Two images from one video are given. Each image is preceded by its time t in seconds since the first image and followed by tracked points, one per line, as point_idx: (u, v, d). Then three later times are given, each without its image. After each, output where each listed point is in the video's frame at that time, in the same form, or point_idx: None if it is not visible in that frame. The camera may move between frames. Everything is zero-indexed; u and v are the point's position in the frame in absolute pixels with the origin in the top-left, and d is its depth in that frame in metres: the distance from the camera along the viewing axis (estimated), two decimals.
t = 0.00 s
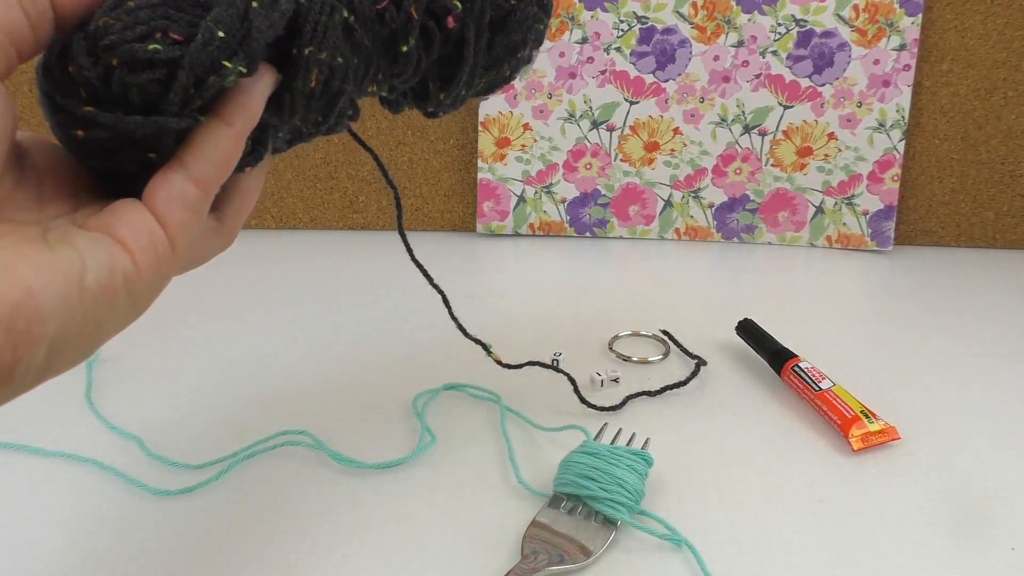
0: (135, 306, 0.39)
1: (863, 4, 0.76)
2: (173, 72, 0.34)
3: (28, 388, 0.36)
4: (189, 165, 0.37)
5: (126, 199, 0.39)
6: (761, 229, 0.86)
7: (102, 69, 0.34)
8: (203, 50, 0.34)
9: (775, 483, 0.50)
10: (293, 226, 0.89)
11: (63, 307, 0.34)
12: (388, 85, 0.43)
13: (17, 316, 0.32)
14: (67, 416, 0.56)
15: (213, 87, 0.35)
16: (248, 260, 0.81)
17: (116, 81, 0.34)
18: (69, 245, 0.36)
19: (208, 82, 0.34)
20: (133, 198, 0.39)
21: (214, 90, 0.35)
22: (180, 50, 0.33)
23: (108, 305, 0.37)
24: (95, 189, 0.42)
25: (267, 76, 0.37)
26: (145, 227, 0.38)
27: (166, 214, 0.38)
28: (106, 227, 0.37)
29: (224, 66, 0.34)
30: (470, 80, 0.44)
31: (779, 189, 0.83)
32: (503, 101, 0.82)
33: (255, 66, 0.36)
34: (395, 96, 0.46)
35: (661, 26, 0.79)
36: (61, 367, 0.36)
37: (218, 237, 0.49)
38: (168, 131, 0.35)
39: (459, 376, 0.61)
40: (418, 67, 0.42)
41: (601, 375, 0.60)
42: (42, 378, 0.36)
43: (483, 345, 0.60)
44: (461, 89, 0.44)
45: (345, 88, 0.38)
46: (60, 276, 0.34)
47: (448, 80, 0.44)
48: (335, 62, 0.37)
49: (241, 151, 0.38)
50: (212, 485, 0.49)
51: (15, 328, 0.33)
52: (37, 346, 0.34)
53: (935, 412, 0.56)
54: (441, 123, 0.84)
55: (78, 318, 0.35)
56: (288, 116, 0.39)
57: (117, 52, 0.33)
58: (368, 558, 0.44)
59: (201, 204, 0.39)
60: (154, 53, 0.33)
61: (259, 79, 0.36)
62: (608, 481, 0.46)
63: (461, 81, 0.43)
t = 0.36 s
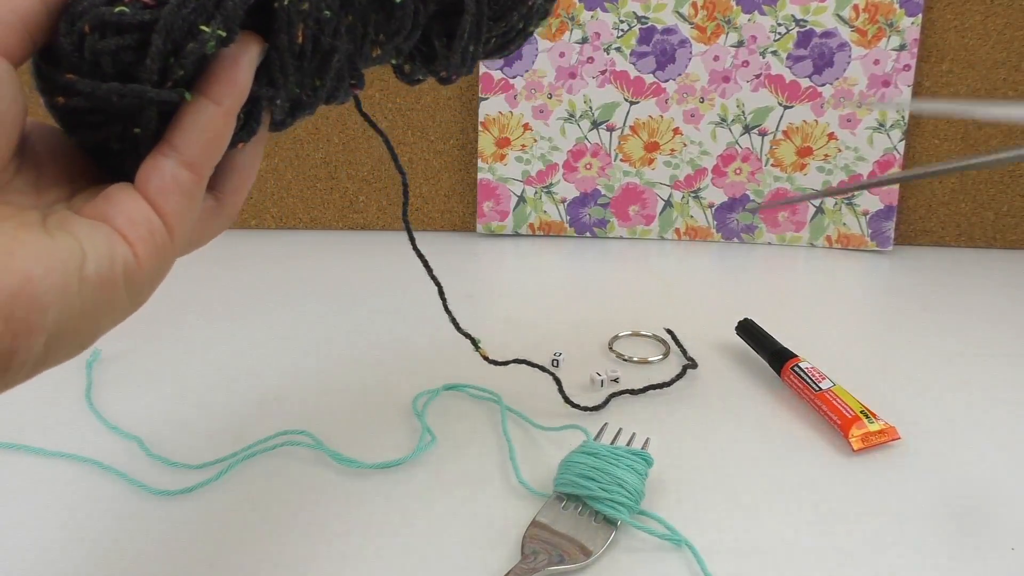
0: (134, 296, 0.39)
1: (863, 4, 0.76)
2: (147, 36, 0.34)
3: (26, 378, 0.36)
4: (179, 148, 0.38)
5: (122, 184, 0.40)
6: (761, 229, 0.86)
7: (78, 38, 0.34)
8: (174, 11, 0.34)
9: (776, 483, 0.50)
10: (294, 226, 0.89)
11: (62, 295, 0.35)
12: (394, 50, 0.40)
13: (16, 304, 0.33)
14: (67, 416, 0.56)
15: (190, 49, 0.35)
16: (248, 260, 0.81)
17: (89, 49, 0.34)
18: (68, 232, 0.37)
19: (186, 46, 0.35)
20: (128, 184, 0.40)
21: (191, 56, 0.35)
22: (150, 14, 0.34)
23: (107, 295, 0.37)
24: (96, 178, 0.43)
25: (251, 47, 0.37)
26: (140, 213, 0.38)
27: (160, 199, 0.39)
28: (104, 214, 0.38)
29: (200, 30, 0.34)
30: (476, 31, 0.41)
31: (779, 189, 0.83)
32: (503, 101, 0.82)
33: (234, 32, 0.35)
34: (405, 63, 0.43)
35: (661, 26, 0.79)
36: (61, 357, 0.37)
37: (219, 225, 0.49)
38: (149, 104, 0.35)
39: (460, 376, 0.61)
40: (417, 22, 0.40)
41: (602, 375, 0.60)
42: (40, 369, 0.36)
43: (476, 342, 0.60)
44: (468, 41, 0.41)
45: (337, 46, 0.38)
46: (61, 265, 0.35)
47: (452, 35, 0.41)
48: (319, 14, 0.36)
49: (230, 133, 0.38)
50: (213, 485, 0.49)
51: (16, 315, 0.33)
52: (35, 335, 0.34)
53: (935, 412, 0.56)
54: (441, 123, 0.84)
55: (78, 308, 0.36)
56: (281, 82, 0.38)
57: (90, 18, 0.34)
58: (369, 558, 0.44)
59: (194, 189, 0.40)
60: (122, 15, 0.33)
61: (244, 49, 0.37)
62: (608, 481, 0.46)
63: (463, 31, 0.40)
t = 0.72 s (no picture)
0: (170, 301, 0.37)
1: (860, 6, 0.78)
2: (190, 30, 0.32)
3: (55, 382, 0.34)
4: (222, 149, 0.36)
5: (160, 182, 0.38)
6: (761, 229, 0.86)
7: (119, 29, 0.33)
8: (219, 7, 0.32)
9: (775, 482, 0.50)
10: (294, 226, 0.89)
11: (100, 301, 0.33)
12: (444, 52, 0.38)
13: (54, 309, 0.31)
14: (68, 416, 0.56)
15: (232, 46, 0.33)
16: (248, 259, 0.81)
17: (130, 41, 0.32)
18: (106, 234, 0.35)
19: (228, 41, 0.33)
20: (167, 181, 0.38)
21: (233, 52, 0.33)
22: (194, 7, 0.32)
23: (143, 301, 0.35)
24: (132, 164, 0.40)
25: (298, 50, 0.35)
26: (179, 215, 0.36)
27: (199, 201, 0.37)
28: (142, 214, 0.36)
29: (245, 26, 0.33)
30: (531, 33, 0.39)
31: (779, 189, 0.83)
32: (503, 101, 0.82)
33: (279, 28, 0.34)
34: (455, 65, 0.42)
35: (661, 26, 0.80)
36: (93, 361, 0.35)
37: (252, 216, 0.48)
38: (194, 103, 0.34)
39: (459, 377, 0.61)
40: (471, 24, 0.38)
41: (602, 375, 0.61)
42: (70, 373, 0.34)
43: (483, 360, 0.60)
44: (523, 44, 0.39)
45: (386, 46, 0.35)
46: (100, 270, 0.33)
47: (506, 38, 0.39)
48: (369, 12, 0.34)
49: (272, 134, 0.37)
50: (213, 485, 0.49)
51: (53, 320, 0.31)
52: (70, 341, 0.32)
53: (936, 412, 0.56)
54: (441, 123, 0.83)
55: (115, 313, 0.34)
56: (327, 82, 0.37)
57: (131, 9, 0.32)
58: (370, 558, 0.44)
59: (235, 190, 0.38)
60: (165, 8, 0.32)
61: (290, 49, 0.35)
62: (608, 481, 0.46)
63: (519, 34, 0.39)
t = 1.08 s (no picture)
0: (182, 318, 0.37)
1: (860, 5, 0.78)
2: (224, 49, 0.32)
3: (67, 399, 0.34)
4: (241, 174, 0.36)
5: (174, 198, 0.37)
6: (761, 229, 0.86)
7: (150, 42, 0.33)
8: (252, 27, 0.32)
9: (775, 482, 0.50)
10: (293, 226, 0.89)
11: (121, 323, 0.33)
12: (461, 64, 0.39)
13: (80, 333, 0.31)
14: (68, 416, 0.56)
15: (262, 66, 0.33)
16: (248, 259, 0.81)
17: (161, 56, 0.32)
18: (130, 255, 0.34)
19: (259, 62, 0.33)
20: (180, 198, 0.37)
21: (262, 71, 0.33)
22: (226, 26, 0.32)
23: (160, 321, 0.35)
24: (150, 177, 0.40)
25: (321, 77, 0.35)
26: (196, 236, 0.36)
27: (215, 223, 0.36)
28: (159, 233, 0.36)
29: (276, 46, 0.33)
30: (546, 50, 0.40)
31: (779, 189, 0.83)
32: (503, 101, 0.82)
33: (308, 50, 0.34)
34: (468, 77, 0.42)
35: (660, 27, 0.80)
36: (106, 379, 0.35)
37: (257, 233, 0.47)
38: (217, 118, 0.34)
39: (460, 377, 0.61)
40: (491, 38, 0.38)
41: (601, 375, 0.61)
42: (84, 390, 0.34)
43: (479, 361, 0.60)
44: (538, 60, 0.40)
45: (412, 62, 0.36)
46: (125, 294, 0.33)
47: (522, 52, 0.40)
48: (398, 30, 0.35)
49: (290, 160, 0.37)
50: (213, 485, 0.49)
51: (78, 342, 0.31)
52: (90, 361, 0.32)
53: (935, 412, 0.56)
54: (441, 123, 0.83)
55: (132, 333, 0.34)
56: (352, 99, 0.37)
57: (163, 25, 0.32)
58: (370, 558, 0.44)
59: (251, 216, 0.38)
60: (198, 26, 0.32)
61: (316, 70, 0.35)
62: (608, 481, 0.46)
63: (535, 50, 0.39)
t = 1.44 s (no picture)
0: (194, 325, 0.38)
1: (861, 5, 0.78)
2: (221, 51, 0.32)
3: (81, 404, 0.34)
4: (246, 179, 0.36)
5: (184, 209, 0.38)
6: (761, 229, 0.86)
7: (150, 54, 0.33)
8: (248, 28, 0.32)
9: (775, 482, 0.50)
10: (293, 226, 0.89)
11: (129, 325, 0.33)
12: (462, 64, 0.39)
13: (89, 333, 0.31)
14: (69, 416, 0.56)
15: (262, 67, 0.33)
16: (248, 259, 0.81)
17: (162, 63, 0.33)
18: (137, 261, 0.35)
19: (258, 63, 0.33)
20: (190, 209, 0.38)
21: (262, 73, 0.33)
22: (225, 29, 0.32)
23: (170, 326, 0.35)
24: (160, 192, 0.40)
25: (323, 79, 0.35)
26: (203, 243, 0.36)
27: (223, 230, 0.37)
28: (168, 242, 0.36)
29: (274, 46, 0.33)
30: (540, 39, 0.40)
31: (779, 189, 0.83)
32: (504, 101, 0.82)
33: (305, 48, 0.34)
34: (470, 81, 0.42)
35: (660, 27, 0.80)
36: (118, 384, 0.35)
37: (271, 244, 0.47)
38: (221, 123, 0.34)
39: (460, 376, 0.61)
40: (487, 32, 0.39)
41: (601, 375, 0.60)
42: (97, 395, 0.34)
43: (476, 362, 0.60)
44: (533, 49, 0.40)
45: (410, 59, 0.36)
46: (133, 296, 0.33)
47: (518, 44, 0.40)
48: (393, 28, 0.35)
49: (294, 165, 0.37)
50: (213, 485, 0.49)
51: (88, 343, 0.32)
52: (102, 364, 0.33)
53: (936, 412, 0.56)
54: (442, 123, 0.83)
55: (142, 338, 0.34)
56: (354, 101, 0.37)
57: (162, 33, 0.33)
58: (370, 557, 0.44)
59: (258, 221, 0.38)
60: (195, 30, 0.32)
61: (315, 73, 0.35)
62: (608, 481, 0.46)
63: (529, 38, 0.40)
